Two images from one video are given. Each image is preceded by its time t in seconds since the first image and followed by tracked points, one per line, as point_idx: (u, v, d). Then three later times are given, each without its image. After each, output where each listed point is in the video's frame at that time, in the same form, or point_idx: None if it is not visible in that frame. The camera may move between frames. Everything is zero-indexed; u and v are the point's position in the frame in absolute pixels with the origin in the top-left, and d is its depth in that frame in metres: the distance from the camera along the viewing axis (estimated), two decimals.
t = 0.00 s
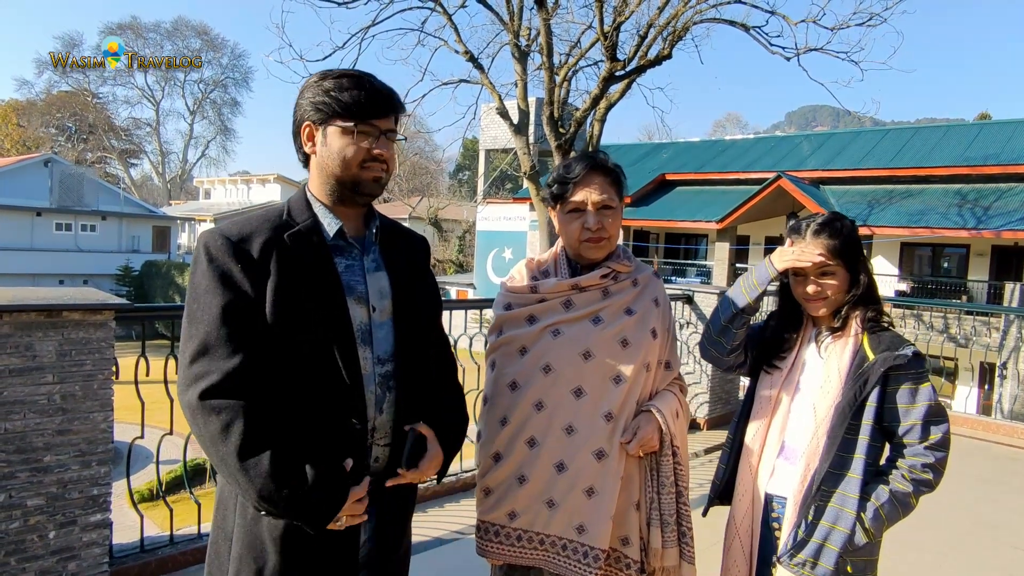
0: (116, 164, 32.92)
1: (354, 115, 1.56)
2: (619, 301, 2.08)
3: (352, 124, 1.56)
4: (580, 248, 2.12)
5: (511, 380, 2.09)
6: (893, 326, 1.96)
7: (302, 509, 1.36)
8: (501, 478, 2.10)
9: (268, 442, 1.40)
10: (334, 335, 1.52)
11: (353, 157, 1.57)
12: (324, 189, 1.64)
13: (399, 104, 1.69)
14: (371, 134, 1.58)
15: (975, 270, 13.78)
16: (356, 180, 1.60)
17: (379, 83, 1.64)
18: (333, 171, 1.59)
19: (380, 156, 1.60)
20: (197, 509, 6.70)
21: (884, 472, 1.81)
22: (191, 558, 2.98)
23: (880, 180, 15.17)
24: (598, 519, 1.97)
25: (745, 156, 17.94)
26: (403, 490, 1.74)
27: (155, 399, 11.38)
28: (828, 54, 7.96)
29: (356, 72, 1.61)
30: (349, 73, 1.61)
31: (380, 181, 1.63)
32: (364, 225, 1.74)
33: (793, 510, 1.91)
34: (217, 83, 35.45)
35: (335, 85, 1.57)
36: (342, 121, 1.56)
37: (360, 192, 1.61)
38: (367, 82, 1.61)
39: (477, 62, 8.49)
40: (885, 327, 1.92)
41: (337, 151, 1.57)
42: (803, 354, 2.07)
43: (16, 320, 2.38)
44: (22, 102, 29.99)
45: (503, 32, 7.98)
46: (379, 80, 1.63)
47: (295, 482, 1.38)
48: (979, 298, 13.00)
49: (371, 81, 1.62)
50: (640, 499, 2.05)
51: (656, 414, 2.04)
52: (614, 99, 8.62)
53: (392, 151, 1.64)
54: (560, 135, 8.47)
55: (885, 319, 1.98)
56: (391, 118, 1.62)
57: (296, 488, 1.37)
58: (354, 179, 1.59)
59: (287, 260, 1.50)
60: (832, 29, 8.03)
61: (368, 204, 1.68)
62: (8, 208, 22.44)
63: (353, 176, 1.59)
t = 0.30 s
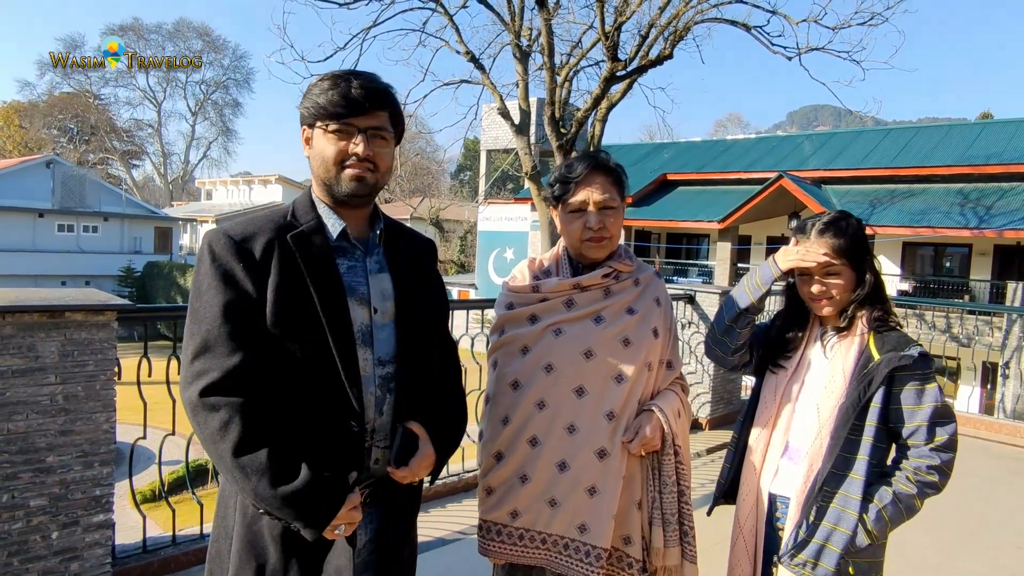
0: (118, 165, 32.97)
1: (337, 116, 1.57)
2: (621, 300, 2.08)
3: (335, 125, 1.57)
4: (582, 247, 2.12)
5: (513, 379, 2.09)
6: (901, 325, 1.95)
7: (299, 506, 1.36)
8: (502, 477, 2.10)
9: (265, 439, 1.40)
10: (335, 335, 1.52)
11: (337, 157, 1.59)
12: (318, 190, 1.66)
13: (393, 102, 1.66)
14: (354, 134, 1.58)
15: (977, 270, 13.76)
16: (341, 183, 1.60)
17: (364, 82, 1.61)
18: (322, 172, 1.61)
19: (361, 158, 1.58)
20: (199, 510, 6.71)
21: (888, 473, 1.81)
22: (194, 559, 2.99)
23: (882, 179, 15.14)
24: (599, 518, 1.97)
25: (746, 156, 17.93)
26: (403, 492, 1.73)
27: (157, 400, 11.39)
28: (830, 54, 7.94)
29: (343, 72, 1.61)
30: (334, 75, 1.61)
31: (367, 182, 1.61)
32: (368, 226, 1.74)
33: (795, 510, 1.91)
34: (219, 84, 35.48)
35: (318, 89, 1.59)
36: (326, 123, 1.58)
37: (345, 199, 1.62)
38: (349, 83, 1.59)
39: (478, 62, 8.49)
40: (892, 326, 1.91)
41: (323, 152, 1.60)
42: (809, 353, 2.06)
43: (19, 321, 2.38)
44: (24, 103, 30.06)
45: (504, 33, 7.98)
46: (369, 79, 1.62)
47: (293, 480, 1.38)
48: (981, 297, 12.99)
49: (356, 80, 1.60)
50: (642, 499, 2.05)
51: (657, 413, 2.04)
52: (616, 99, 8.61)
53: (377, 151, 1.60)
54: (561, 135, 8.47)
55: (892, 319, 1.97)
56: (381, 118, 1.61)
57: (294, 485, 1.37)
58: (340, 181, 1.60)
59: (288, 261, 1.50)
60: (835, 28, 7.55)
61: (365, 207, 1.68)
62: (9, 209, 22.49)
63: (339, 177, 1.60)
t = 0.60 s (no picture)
0: (120, 166, 33.05)
1: (333, 119, 1.56)
2: (623, 301, 2.07)
3: (330, 128, 1.57)
4: (584, 248, 2.12)
5: (515, 380, 2.09)
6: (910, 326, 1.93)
7: (299, 509, 1.36)
8: (505, 479, 2.09)
9: (265, 441, 1.40)
10: (337, 338, 1.51)
11: (334, 161, 1.58)
12: (320, 193, 1.66)
13: (392, 103, 1.64)
14: (350, 137, 1.57)
15: (979, 269, 13.71)
16: (339, 186, 1.60)
17: (360, 83, 1.59)
18: (320, 175, 1.61)
19: (357, 162, 1.58)
20: (202, 511, 6.72)
21: (894, 476, 1.79)
22: (197, 560, 2.98)
23: (884, 179, 15.11)
24: (602, 519, 1.97)
25: (748, 156, 17.91)
26: (406, 497, 1.72)
27: (159, 401, 11.40)
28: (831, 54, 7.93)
29: (339, 74, 1.61)
30: (330, 78, 1.60)
31: (365, 185, 1.60)
32: (372, 228, 1.73)
33: (799, 512, 1.90)
34: (220, 85, 35.52)
35: (315, 93, 1.59)
36: (322, 125, 1.58)
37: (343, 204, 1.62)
38: (345, 85, 1.58)
39: (479, 63, 8.50)
40: (901, 328, 1.89)
41: (320, 155, 1.59)
42: (815, 354, 2.06)
43: (21, 322, 2.38)
44: (26, 105, 30.12)
45: (505, 33, 7.98)
46: (367, 80, 1.61)
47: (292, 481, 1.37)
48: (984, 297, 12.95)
49: (352, 81, 1.59)
50: (645, 500, 2.05)
51: (660, 415, 2.03)
52: (617, 99, 8.61)
53: (375, 153, 1.59)
54: (563, 135, 8.46)
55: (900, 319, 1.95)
56: (378, 120, 1.60)
57: (293, 488, 1.36)
58: (339, 184, 1.60)
59: (290, 264, 1.50)
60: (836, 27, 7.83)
61: (367, 209, 1.67)
62: (11, 210, 22.53)
63: (337, 181, 1.60)
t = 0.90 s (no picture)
0: (121, 167, 33.12)
1: (333, 122, 1.57)
2: (625, 302, 2.08)
3: (330, 131, 1.58)
4: (585, 248, 2.13)
5: (517, 381, 2.09)
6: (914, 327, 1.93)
7: (305, 508, 1.36)
8: (508, 479, 2.09)
9: (270, 441, 1.40)
10: (341, 338, 1.51)
11: (334, 163, 1.59)
12: (323, 195, 1.67)
13: (394, 105, 1.65)
14: (350, 140, 1.58)
15: (981, 269, 13.66)
16: (339, 188, 1.60)
17: (360, 86, 1.60)
18: (321, 177, 1.62)
19: (356, 163, 1.58)
20: (204, 511, 6.73)
21: (897, 476, 1.79)
22: (200, 561, 2.99)
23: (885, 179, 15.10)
24: (605, 519, 1.98)
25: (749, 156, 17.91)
26: (410, 498, 1.73)
27: (161, 402, 11.42)
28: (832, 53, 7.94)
29: (340, 77, 1.62)
30: (331, 81, 1.61)
31: (365, 186, 1.60)
32: (375, 230, 1.74)
33: (801, 512, 1.91)
34: (221, 86, 35.57)
35: (315, 96, 1.60)
36: (323, 127, 1.59)
37: (343, 206, 1.63)
38: (345, 87, 1.59)
39: (480, 64, 8.51)
40: (905, 329, 1.89)
41: (321, 157, 1.60)
42: (818, 354, 2.06)
43: (24, 323, 2.39)
44: (27, 106, 30.22)
45: (506, 34, 7.99)
46: (367, 82, 1.62)
47: (298, 480, 1.38)
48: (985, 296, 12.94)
49: (352, 84, 1.60)
50: (648, 500, 2.05)
51: (662, 414, 2.03)
52: (618, 99, 8.61)
53: (375, 155, 1.59)
54: (564, 136, 8.47)
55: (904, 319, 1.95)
56: (379, 121, 1.60)
57: (298, 489, 1.37)
58: (339, 187, 1.60)
59: (293, 265, 1.51)
60: (836, 27, 8.00)
61: (369, 211, 1.68)
62: (13, 211, 22.57)
63: (337, 183, 1.60)
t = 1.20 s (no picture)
0: (123, 168, 33.18)
1: (321, 124, 1.58)
2: (624, 302, 2.08)
3: (320, 132, 1.58)
4: (585, 249, 2.13)
5: (516, 382, 2.09)
6: (915, 327, 1.92)
7: (303, 509, 1.35)
8: (508, 481, 2.09)
9: (267, 441, 1.40)
10: (339, 338, 1.51)
11: (325, 164, 1.60)
12: (319, 196, 1.68)
13: (386, 106, 1.64)
14: (338, 141, 1.58)
15: (982, 269, 13.64)
16: (332, 190, 1.61)
17: (348, 87, 1.60)
18: (315, 179, 1.64)
19: (345, 164, 1.58)
20: (206, 512, 6.73)
21: (894, 478, 1.78)
22: (201, 561, 3.00)
23: (886, 178, 15.08)
24: (606, 519, 1.97)
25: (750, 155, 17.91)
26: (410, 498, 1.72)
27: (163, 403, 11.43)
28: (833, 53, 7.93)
29: (330, 79, 1.62)
30: (319, 84, 1.61)
31: (355, 188, 1.60)
32: (374, 231, 1.74)
33: (798, 511, 1.91)
34: (223, 87, 35.63)
35: (307, 97, 1.61)
36: (312, 129, 1.59)
37: (339, 207, 1.63)
38: (333, 90, 1.59)
39: (481, 64, 8.51)
40: (905, 330, 1.88)
41: (313, 159, 1.61)
42: (817, 354, 2.06)
43: (24, 325, 2.39)
44: (29, 107, 30.33)
45: (507, 34, 7.98)
46: (356, 83, 1.61)
47: (295, 482, 1.37)
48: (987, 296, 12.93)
49: (341, 85, 1.60)
50: (648, 500, 2.05)
51: (661, 414, 2.03)
52: (619, 99, 8.61)
53: (364, 156, 1.59)
54: (565, 136, 8.46)
55: (905, 320, 1.94)
56: (368, 122, 1.59)
57: (296, 490, 1.36)
58: (330, 188, 1.61)
59: (291, 265, 1.51)
60: (838, 26, 7.76)
61: (367, 212, 1.68)
62: (16, 212, 22.61)
63: (328, 184, 1.61)
